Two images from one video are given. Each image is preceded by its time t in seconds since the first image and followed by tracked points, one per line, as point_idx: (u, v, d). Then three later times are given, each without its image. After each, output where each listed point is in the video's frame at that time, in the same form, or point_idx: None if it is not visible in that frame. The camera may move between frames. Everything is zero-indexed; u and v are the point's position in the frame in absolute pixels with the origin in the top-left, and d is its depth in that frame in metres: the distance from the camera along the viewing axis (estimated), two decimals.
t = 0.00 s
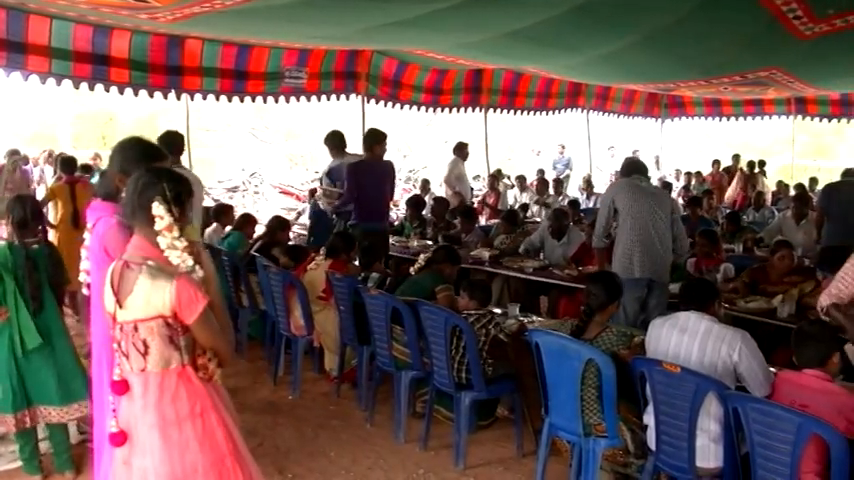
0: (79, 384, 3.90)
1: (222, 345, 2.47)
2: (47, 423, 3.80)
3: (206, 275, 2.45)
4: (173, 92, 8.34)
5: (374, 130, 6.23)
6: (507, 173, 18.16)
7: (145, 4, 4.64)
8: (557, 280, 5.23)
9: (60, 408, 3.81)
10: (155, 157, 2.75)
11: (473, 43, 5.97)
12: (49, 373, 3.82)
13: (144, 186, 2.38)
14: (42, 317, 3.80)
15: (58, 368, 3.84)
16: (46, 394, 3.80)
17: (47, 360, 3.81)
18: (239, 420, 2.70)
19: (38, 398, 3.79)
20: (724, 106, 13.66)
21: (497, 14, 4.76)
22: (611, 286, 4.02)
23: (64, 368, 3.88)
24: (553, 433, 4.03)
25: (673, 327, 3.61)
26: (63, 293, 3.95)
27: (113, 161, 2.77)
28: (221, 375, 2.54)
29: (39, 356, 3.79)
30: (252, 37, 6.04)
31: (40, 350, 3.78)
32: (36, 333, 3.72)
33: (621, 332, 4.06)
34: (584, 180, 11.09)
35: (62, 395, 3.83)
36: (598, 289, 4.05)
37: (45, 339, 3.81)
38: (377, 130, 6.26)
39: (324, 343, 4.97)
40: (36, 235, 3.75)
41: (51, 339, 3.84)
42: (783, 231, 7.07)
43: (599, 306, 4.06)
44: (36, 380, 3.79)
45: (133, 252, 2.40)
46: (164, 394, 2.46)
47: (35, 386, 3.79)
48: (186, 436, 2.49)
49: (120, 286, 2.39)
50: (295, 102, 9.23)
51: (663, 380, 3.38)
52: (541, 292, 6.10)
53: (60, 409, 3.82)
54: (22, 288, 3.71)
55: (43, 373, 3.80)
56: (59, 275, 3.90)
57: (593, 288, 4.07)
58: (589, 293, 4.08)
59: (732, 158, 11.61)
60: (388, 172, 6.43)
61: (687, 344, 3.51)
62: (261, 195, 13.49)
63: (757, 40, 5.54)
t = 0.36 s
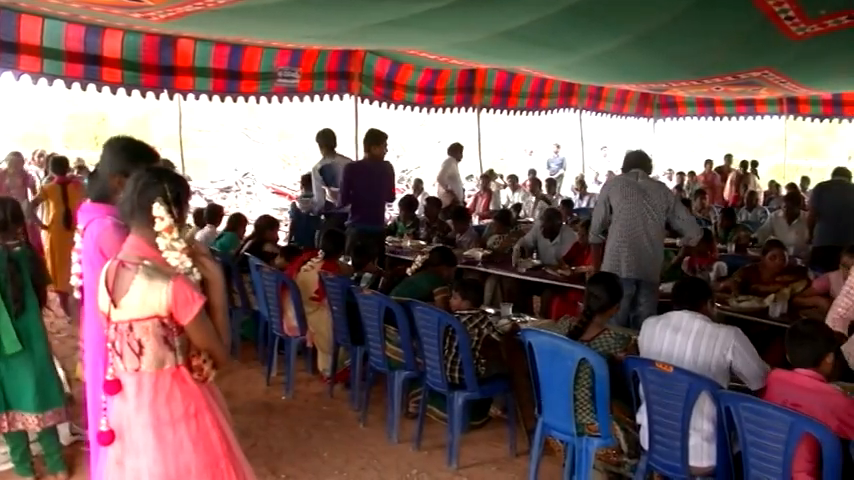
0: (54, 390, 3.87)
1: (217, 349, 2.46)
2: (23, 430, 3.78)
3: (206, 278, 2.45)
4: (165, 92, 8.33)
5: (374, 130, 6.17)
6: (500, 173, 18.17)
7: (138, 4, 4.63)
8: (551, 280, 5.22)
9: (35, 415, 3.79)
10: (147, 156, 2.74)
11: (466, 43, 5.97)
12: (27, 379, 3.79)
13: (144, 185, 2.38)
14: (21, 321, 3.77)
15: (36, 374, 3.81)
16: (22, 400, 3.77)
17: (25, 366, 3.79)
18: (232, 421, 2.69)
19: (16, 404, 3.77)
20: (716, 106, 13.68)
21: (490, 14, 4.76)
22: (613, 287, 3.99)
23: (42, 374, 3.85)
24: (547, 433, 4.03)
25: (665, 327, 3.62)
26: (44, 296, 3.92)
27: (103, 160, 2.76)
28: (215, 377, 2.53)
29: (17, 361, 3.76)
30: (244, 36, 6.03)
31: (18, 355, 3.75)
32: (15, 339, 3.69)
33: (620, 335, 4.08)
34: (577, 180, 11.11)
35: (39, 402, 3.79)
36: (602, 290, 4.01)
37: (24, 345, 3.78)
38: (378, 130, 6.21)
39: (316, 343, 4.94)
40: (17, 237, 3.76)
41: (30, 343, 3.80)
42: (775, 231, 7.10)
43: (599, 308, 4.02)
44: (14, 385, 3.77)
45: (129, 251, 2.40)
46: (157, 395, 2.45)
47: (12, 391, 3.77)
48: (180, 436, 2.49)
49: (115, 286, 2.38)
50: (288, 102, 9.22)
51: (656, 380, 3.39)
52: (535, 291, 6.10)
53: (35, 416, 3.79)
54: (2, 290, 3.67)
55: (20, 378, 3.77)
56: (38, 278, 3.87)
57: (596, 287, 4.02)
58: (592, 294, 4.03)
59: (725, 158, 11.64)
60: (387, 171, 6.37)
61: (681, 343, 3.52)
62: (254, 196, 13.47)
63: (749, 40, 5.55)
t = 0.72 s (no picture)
0: (40, 393, 3.86)
1: (210, 349, 2.45)
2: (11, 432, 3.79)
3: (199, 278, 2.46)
4: (159, 91, 8.32)
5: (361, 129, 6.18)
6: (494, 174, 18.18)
7: (131, 2, 4.62)
8: (545, 280, 5.22)
9: (23, 418, 3.79)
10: (142, 156, 2.74)
11: (459, 43, 5.97)
12: (14, 383, 3.78)
13: (137, 185, 2.38)
14: (8, 325, 3.75)
15: (23, 377, 3.80)
16: (9, 404, 3.77)
17: (12, 370, 3.78)
18: (226, 420, 2.69)
19: (4, 407, 3.78)
20: (709, 106, 13.71)
21: (484, 14, 4.76)
22: (608, 287, 3.99)
23: (29, 377, 3.84)
24: (540, 432, 4.05)
25: (658, 326, 3.64)
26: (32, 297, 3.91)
27: (96, 160, 2.75)
28: (208, 377, 2.53)
29: (3, 366, 3.75)
30: (238, 36, 6.02)
31: (4, 360, 3.74)
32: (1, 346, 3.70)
33: (614, 335, 4.11)
34: (570, 180, 11.11)
35: (26, 405, 3.80)
36: (599, 293, 4.00)
37: (11, 349, 3.76)
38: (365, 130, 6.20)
39: (310, 344, 4.92)
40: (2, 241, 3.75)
41: (17, 348, 3.78)
42: (767, 231, 7.11)
43: (594, 309, 4.03)
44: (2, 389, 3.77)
45: (120, 251, 2.40)
46: (151, 396, 2.45)
47: None
48: (174, 437, 2.48)
49: (107, 286, 2.38)
50: (281, 102, 9.22)
51: (650, 379, 3.40)
52: (528, 290, 6.10)
53: (23, 419, 3.80)
54: None
55: (7, 381, 3.77)
56: (26, 280, 3.85)
57: (594, 288, 4.01)
58: (589, 293, 4.03)
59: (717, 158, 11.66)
60: (379, 172, 6.38)
61: (673, 342, 3.54)
62: (247, 196, 13.46)
63: (742, 40, 5.56)
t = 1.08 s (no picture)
0: (23, 398, 3.87)
1: (193, 350, 2.44)
2: None
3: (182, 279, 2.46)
4: (143, 91, 8.29)
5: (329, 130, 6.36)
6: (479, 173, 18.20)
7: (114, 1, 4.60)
8: (531, 280, 5.23)
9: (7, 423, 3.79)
10: (124, 156, 2.73)
11: (444, 42, 5.98)
12: None
13: (118, 186, 2.36)
14: None
15: (6, 381, 3.79)
16: None
17: None
18: (209, 422, 2.68)
19: None
20: (693, 106, 13.77)
21: (468, 14, 4.76)
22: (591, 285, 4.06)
23: (12, 381, 3.83)
24: (526, 432, 4.06)
25: (642, 325, 3.66)
26: (13, 300, 3.88)
27: (78, 161, 2.73)
28: (192, 378, 2.52)
29: None
30: (222, 35, 5.99)
31: None
32: None
33: (598, 337, 4.12)
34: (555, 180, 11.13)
35: (10, 409, 3.80)
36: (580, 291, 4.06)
37: None
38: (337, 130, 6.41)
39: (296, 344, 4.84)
40: None
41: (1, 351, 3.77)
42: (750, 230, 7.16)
43: (577, 306, 4.09)
44: None
45: (102, 253, 2.39)
46: (134, 397, 2.44)
47: None
48: (158, 438, 2.47)
49: (88, 288, 2.36)
50: (266, 102, 9.20)
51: (634, 378, 3.41)
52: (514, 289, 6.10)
53: (7, 423, 3.80)
54: None
55: None
56: (7, 283, 3.81)
57: (575, 287, 4.08)
58: (570, 292, 4.10)
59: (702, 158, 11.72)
60: (353, 171, 6.58)
61: (657, 342, 3.56)
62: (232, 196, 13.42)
63: (725, 41, 5.59)
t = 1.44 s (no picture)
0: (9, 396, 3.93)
1: (177, 351, 2.43)
2: None
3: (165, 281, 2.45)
4: (128, 91, 8.27)
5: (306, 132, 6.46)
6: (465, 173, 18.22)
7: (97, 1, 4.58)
8: (518, 280, 5.24)
9: None
10: (107, 156, 2.72)
11: (429, 42, 5.98)
12: None
13: (102, 186, 2.35)
14: None
15: None
16: None
17: None
18: (193, 424, 2.67)
19: None
20: (679, 106, 13.83)
21: (453, 14, 4.77)
22: (569, 283, 4.11)
23: None
24: (511, 431, 4.10)
25: (629, 324, 3.71)
26: None
27: (60, 161, 2.72)
28: (175, 381, 2.51)
29: None
30: (207, 35, 5.97)
31: None
32: None
33: (579, 332, 4.17)
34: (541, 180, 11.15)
35: None
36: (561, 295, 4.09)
37: None
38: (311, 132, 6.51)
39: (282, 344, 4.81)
40: None
41: None
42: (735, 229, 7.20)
43: (560, 304, 4.11)
44: None
45: (85, 254, 2.38)
46: (117, 400, 2.43)
47: None
48: (141, 441, 2.46)
49: (70, 289, 2.35)
50: (252, 102, 9.19)
51: (620, 377, 3.43)
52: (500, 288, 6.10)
53: None
54: None
55: None
56: None
57: (554, 290, 4.11)
58: (550, 293, 4.13)
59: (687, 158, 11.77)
60: (329, 170, 6.73)
61: (643, 341, 3.62)
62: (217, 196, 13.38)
63: (709, 41, 5.61)
